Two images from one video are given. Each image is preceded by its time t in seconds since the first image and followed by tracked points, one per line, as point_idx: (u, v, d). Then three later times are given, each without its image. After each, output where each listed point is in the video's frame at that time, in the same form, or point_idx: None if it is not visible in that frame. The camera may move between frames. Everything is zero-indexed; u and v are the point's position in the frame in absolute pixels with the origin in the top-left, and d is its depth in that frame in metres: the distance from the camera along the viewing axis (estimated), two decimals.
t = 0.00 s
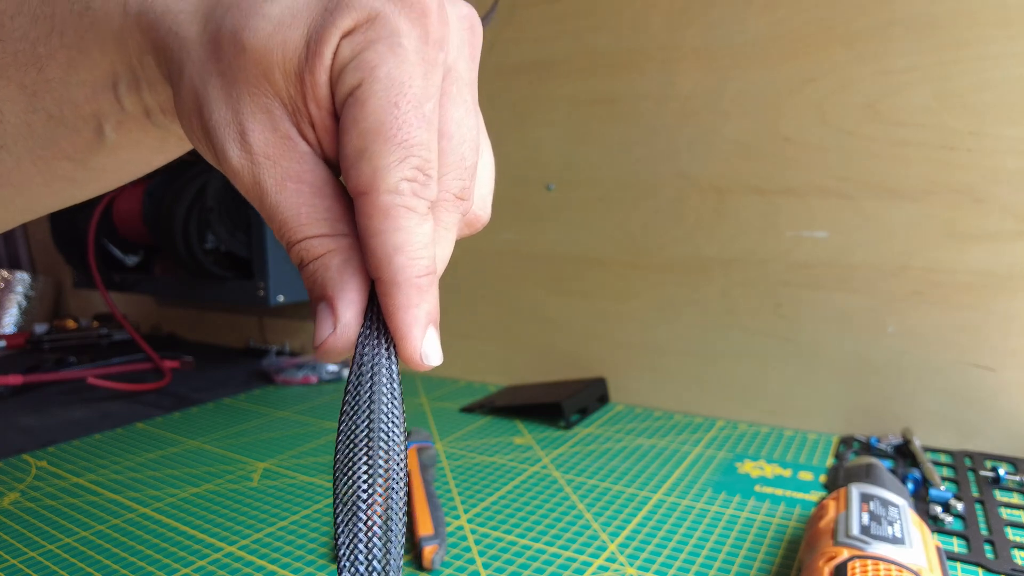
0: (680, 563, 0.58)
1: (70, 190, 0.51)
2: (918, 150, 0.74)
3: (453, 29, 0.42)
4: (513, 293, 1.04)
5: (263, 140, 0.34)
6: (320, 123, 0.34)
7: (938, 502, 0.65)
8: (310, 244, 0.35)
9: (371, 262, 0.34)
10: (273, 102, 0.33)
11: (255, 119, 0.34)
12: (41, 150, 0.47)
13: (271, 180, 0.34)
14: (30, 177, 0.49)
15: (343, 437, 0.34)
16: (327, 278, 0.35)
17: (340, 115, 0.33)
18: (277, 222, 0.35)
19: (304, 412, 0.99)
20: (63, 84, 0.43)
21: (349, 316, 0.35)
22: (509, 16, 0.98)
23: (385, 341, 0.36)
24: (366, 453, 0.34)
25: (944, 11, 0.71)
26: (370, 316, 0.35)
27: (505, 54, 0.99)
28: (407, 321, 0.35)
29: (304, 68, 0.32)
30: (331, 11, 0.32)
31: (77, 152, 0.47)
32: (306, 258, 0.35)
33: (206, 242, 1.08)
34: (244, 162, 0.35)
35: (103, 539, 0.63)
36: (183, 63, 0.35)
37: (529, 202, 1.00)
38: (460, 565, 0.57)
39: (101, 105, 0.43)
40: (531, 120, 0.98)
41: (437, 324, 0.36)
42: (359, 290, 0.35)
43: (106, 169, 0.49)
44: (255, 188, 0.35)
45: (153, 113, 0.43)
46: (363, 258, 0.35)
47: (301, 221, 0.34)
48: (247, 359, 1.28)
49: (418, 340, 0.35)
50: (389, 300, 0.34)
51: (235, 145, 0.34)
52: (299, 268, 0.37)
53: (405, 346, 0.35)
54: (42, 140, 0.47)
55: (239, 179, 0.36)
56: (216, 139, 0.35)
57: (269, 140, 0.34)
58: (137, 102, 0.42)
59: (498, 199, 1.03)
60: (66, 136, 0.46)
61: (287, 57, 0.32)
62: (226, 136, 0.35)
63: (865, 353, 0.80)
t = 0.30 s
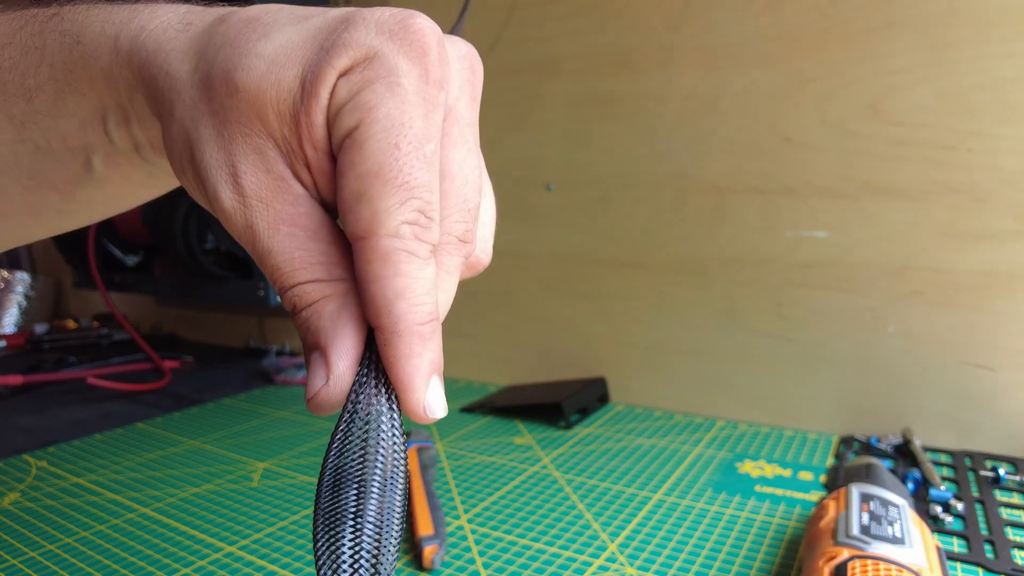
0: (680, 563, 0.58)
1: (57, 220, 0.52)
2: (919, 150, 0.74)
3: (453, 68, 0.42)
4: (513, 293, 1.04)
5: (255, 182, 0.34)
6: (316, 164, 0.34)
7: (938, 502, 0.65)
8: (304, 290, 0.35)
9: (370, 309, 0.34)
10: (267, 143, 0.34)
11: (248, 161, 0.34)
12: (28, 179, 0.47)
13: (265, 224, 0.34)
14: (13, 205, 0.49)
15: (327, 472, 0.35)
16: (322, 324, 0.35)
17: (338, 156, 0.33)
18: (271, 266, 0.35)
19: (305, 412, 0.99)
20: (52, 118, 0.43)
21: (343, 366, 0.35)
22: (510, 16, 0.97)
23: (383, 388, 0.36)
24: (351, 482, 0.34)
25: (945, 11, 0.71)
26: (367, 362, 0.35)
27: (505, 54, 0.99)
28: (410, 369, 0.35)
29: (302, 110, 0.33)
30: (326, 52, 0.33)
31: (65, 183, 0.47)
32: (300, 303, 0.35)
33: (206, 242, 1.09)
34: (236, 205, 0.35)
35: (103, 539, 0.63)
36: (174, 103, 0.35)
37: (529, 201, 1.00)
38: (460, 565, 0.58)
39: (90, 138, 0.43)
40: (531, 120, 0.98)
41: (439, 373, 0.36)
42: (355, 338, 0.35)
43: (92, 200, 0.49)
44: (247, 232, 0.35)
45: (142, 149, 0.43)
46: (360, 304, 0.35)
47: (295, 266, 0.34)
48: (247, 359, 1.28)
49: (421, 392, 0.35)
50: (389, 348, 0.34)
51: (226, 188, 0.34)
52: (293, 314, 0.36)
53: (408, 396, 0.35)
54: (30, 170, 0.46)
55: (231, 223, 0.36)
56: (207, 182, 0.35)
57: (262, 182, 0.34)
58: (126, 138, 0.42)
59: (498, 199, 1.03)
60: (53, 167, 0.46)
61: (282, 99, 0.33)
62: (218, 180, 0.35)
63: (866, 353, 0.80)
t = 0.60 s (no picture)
0: (680, 563, 0.58)
1: (58, 226, 0.51)
2: (919, 149, 0.74)
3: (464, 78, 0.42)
4: (513, 293, 1.03)
5: (266, 192, 0.34)
6: (327, 173, 0.34)
7: (938, 502, 0.65)
8: (317, 300, 0.35)
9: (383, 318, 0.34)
10: (277, 152, 0.34)
11: (259, 170, 0.34)
12: (29, 186, 0.46)
13: (276, 233, 0.34)
14: (15, 210, 0.47)
15: (339, 473, 0.34)
16: (334, 334, 0.35)
17: (349, 165, 0.33)
18: (282, 275, 0.35)
19: (304, 412, 0.99)
20: (54, 123, 0.43)
21: (356, 376, 0.35)
22: (510, 16, 0.97)
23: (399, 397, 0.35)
24: (361, 486, 0.33)
25: (944, 10, 0.71)
26: (380, 371, 0.35)
27: (505, 54, 0.99)
28: (424, 379, 0.34)
29: (314, 120, 0.33)
30: (339, 61, 0.33)
31: (67, 190, 0.46)
32: (311, 313, 0.35)
33: (206, 242, 1.09)
34: (247, 215, 0.35)
35: (103, 540, 0.63)
36: (183, 113, 0.35)
37: (529, 201, 1.00)
38: (460, 565, 0.57)
39: (93, 144, 0.43)
40: (531, 120, 0.98)
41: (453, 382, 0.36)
42: (368, 347, 0.35)
43: (95, 206, 0.49)
44: (258, 241, 0.35)
45: (147, 156, 0.43)
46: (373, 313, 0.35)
47: (308, 275, 0.34)
48: (247, 359, 1.28)
49: (436, 401, 0.35)
50: (403, 357, 0.34)
51: (237, 197, 0.35)
52: (303, 324, 0.36)
53: (422, 405, 0.35)
54: (32, 177, 0.46)
55: (242, 233, 0.36)
56: (217, 191, 0.35)
57: (273, 191, 0.34)
58: (130, 145, 0.42)
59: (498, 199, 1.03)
60: (55, 173, 0.45)
61: (293, 109, 0.33)
62: (228, 189, 0.35)
63: (865, 352, 0.80)
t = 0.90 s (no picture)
0: (680, 563, 0.58)
1: (60, 237, 0.51)
2: (919, 150, 0.74)
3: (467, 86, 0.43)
4: (513, 293, 1.04)
5: (276, 197, 0.34)
6: (336, 179, 0.34)
7: (938, 502, 0.65)
8: (326, 301, 0.35)
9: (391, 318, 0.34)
10: (286, 158, 0.34)
11: (269, 176, 0.34)
12: (32, 196, 0.46)
13: (285, 237, 0.34)
14: (17, 220, 0.47)
15: (353, 472, 0.33)
16: (343, 335, 0.35)
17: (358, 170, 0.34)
18: (291, 278, 0.35)
19: (305, 412, 0.98)
20: (59, 133, 0.43)
21: (366, 374, 0.35)
22: (510, 17, 0.97)
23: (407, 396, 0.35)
24: (376, 483, 0.32)
25: (944, 11, 0.71)
26: (389, 370, 0.35)
27: (505, 54, 0.99)
28: (433, 377, 0.34)
29: (323, 126, 0.33)
30: (348, 69, 0.33)
31: (70, 200, 0.46)
32: (320, 314, 0.35)
33: (206, 242, 1.08)
34: (256, 219, 0.35)
35: (103, 539, 0.63)
36: (191, 122, 0.35)
37: (529, 201, 1.00)
38: (460, 565, 0.57)
39: (97, 155, 0.43)
40: (531, 120, 0.98)
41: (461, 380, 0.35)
42: (377, 346, 0.35)
43: (98, 216, 0.49)
44: (267, 245, 0.35)
45: (151, 165, 0.43)
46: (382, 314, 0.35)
47: (318, 277, 0.34)
48: (247, 359, 1.28)
49: (444, 399, 0.34)
50: (411, 356, 0.34)
51: (246, 202, 0.35)
52: (312, 326, 0.36)
53: (431, 403, 0.34)
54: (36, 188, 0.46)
55: (251, 238, 0.36)
56: (227, 197, 0.35)
57: (283, 196, 0.34)
58: (135, 155, 0.42)
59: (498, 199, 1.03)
60: (57, 182, 0.45)
61: (303, 115, 0.33)
62: (238, 195, 0.35)
63: (865, 352, 0.80)
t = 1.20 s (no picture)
0: (680, 563, 0.58)
1: (68, 198, 0.51)
2: (919, 150, 0.74)
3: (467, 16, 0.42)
4: (513, 293, 1.04)
5: (292, 125, 0.35)
6: (349, 107, 0.35)
7: (938, 502, 0.65)
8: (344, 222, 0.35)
9: (408, 232, 0.34)
10: (299, 89, 0.34)
11: (283, 105, 0.35)
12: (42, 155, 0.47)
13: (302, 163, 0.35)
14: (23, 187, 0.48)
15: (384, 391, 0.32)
16: (362, 253, 0.34)
17: (369, 94, 0.34)
18: (310, 203, 0.35)
19: (305, 412, 0.99)
20: (68, 90, 0.44)
21: (391, 283, 0.34)
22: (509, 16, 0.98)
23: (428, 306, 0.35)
24: (400, 416, 0.31)
25: (943, 10, 0.71)
26: (409, 284, 0.35)
27: (505, 54, 0.99)
28: (450, 287, 0.34)
29: (333, 52, 0.34)
30: None
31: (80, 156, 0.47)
32: (339, 237, 0.35)
33: (206, 242, 1.08)
34: (275, 148, 0.35)
35: (103, 540, 0.63)
36: (205, 63, 0.36)
37: (529, 201, 1.00)
38: (460, 565, 0.57)
39: (105, 110, 0.44)
40: (531, 120, 0.98)
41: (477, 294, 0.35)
42: (397, 258, 0.34)
43: (109, 172, 0.49)
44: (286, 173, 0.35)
45: (159, 117, 0.43)
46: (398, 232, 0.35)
47: (336, 200, 0.35)
48: (247, 359, 1.28)
49: (462, 306, 0.34)
50: (429, 265, 0.34)
51: (264, 133, 0.35)
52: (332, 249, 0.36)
53: (450, 314, 0.34)
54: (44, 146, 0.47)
55: (270, 166, 0.36)
56: (244, 130, 0.36)
57: (298, 124, 0.35)
58: (142, 107, 0.43)
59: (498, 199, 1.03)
60: (68, 140, 0.46)
61: (313, 42, 0.34)
62: (255, 126, 0.35)
63: (865, 352, 0.80)
